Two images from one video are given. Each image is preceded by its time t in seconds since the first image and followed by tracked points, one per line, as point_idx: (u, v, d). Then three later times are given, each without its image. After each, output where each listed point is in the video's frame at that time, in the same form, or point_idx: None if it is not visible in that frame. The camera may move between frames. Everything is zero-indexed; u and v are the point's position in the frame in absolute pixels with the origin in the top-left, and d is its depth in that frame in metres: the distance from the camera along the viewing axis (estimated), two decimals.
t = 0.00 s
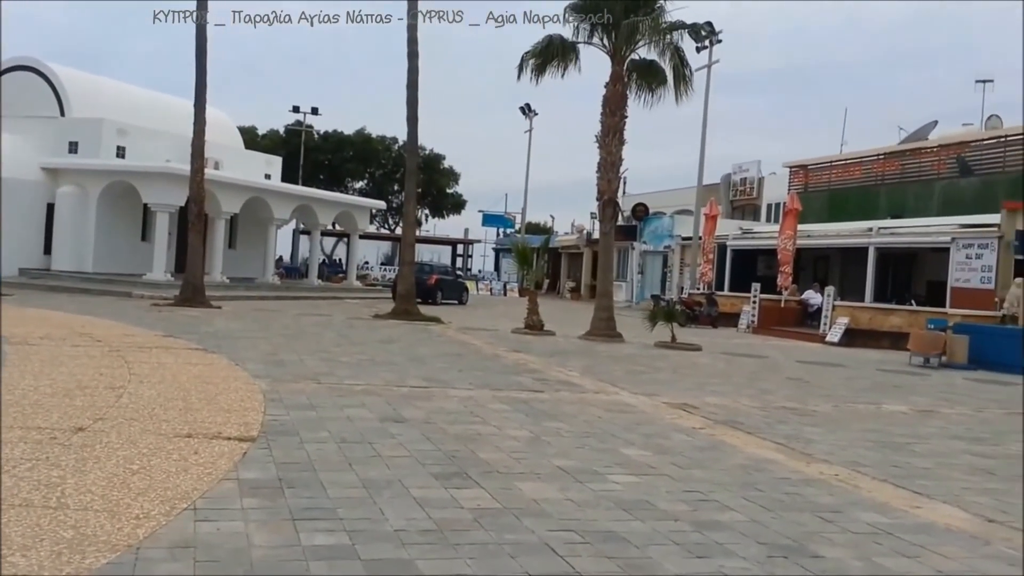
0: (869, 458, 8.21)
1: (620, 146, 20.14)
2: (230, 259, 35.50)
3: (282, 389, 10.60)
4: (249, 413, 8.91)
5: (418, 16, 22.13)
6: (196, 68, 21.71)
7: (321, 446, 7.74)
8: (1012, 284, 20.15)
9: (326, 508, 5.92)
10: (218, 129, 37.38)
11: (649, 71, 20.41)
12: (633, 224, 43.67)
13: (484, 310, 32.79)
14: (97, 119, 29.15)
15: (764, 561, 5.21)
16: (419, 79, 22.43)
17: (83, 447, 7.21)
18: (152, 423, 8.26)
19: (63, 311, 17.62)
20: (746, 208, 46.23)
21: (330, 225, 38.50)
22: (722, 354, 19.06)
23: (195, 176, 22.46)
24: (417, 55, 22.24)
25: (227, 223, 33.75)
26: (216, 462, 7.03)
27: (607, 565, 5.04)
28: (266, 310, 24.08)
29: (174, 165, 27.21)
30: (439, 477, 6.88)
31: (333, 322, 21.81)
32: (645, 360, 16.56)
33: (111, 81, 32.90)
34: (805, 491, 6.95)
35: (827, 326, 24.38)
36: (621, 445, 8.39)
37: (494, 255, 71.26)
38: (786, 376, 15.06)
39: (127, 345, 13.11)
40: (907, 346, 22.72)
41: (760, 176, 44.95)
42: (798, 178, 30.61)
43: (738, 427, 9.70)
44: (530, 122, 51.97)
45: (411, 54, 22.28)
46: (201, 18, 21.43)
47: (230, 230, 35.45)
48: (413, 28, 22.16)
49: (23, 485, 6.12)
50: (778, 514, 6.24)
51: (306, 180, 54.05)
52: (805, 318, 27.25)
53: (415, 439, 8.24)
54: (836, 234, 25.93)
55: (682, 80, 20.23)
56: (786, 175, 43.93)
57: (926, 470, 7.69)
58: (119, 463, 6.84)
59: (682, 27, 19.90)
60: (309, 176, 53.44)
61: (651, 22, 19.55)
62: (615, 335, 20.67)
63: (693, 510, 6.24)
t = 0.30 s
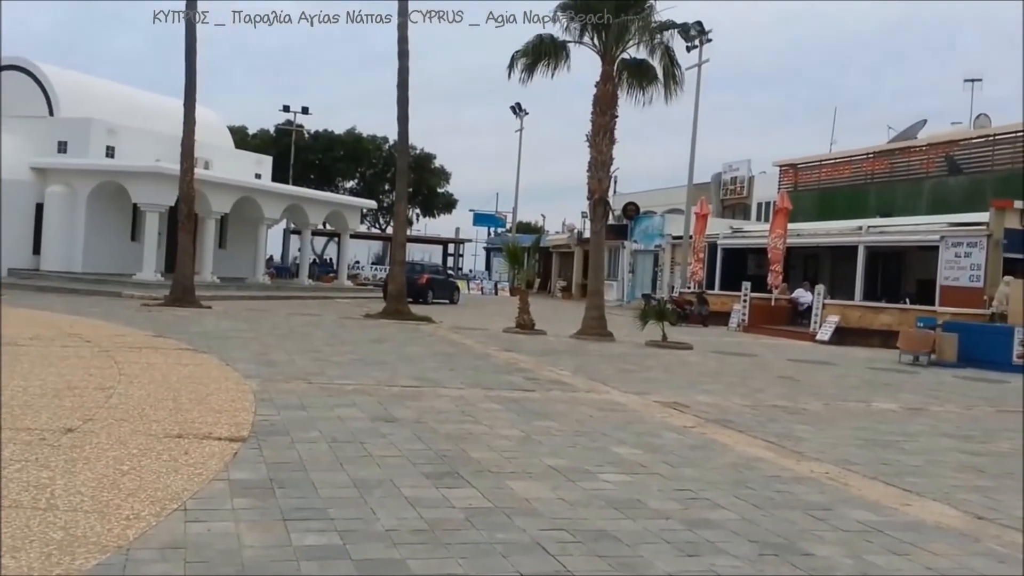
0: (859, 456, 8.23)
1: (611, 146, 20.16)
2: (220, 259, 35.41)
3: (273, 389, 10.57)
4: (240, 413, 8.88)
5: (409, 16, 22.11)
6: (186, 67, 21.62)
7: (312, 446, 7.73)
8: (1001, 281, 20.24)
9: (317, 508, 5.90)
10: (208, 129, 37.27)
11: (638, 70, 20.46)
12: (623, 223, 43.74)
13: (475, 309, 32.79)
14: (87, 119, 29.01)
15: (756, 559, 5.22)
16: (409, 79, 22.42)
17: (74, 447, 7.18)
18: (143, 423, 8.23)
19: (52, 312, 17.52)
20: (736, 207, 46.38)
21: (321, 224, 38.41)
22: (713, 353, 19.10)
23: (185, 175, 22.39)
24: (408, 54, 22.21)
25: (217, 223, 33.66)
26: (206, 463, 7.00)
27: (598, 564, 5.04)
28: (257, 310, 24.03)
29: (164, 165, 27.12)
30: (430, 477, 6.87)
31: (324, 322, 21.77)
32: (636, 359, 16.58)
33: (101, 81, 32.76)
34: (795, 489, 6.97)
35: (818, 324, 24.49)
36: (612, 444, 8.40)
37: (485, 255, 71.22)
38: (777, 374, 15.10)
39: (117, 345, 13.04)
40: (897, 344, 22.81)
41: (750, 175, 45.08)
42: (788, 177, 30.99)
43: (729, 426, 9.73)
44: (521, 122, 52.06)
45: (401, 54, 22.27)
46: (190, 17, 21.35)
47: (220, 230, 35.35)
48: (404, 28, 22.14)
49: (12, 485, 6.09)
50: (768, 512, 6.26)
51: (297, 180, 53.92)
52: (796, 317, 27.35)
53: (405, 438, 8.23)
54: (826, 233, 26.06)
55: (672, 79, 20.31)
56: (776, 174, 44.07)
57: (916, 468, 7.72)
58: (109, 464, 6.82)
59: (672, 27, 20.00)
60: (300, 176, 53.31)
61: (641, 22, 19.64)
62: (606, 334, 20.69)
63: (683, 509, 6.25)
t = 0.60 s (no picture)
0: (850, 454, 8.25)
1: (601, 145, 20.16)
2: (210, 259, 35.28)
3: (264, 390, 10.55)
4: (231, 414, 8.85)
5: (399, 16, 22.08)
6: (175, 67, 21.53)
7: (303, 446, 7.71)
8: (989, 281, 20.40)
9: (309, 509, 5.89)
10: (198, 130, 37.15)
11: (629, 70, 20.48)
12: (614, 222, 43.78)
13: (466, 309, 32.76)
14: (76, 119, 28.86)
15: (747, 557, 5.23)
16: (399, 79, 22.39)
17: (63, 450, 7.14)
18: (133, 425, 8.21)
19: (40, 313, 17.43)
20: (726, 206, 46.50)
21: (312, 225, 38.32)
22: (704, 352, 19.12)
23: (175, 176, 22.30)
24: (398, 54, 22.18)
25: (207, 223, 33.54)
26: (197, 464, 6.97)
27: (590, 563, 5.04)
28: (247, 311, 23.96)
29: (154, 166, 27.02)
30: (422, 477, 6.86)
31: (315, 322, 21.74)
32: (627, 358, 16.60)
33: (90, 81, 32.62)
34: (786, 487, 6.98)
35: (808, 323, 24.59)
36: (604, 444, 8.40)
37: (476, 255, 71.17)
38: (768, 373, 15.13)
39: (107, 346, 12.98)
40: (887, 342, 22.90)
41: (740, 174, 45.19)
42: (779, 177, 31.34)
43: (720, 425, 9.74)
44: (511, 121, 52.10)
45: (391, 54, 22.24)
46: (179, 17, 21.26)
47: (211, 230, 35.22)
48: (393, 28, 22.11)
49: (2, 488, 6.05)
50: (759, 510, 6.27)
51: (287, 180, 53.80)
52: (786, 316, 27.43)
53: (397, 439, 8.22)
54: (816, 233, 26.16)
55: (662, 79, 20.37)
56: (766, 173, 44.17)
57: (906, 465, 7.75)
58: (100, 466, 6.79)
59: (662, 27, 20.08)
60: (290, 176, 53.18)
61: (632, 22, 19.72)
62: (597, 333, 20.70)
63: (675, 508, 6.26)
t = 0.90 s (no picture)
0: (841, 452, 8.27)
1: (592, 145, 20.18)
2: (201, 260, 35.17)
3: (255, 391, 10.53)
4: (222, 416, 8.82)
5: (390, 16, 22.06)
6: (164, 67, 21.45)
7: (295, 447, 7.70)
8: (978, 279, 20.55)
9: (301, 510, 5.88)
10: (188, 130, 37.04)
11: (619, 70, 20.50)
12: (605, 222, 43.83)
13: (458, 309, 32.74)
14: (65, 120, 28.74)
15: (739, 555, 5.25)
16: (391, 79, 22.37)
17: (53, 452, 7.10)
18: (124, 426, 8.17)
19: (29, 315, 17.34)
20: (717, 205, 46.61)
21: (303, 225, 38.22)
22: (696, 351, 19.15)
23: (165, 176, 22.22)
24: (389, 54, 22.15)
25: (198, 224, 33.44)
26: (188, 466, 6.95)
27: (583, 562, 5.05)
28: (238, 312, 23.89)
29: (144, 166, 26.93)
30: (414, 477, 6.86)
31: (306, 323, 21.69)
32: (619, 358, 16.62)
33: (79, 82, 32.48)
34: (778, 485, 7.00)
35: (799, 321, 24.67)
36: (596, 443, 8.41)
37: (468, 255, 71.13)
38: (759, 372, 15.17)
39: (97, 348, 12.92)
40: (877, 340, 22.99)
41: (731, 174, 45.31)
42: (769, 175, 31.42)
43: (712, 423, 9.75)
44: (502, 121, 52.13)
45: (382, 54, 22.20)
46: (169, 17, 21.19)
47: (201, 231, 35.11)
48: (384, 28, 22.08)
49: None
50: (751, 508, 6.29)
51: (278, 180, 53.70)
52: (777, 314, 27.51)
53: (389, 439, 8.21)
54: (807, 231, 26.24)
55: (652, 79, 20.41)
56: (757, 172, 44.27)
57: (897, 463, 7.78)
58: (90, 468, 6.75)
59: (652, 26, 20.12)
60: (281, 177, 53.07)
61: (622, 22, 19.74)
62: (589, 332, 20.71)
63: (667, 506, 6.27)
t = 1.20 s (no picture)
0: (832, 450, 8.30)
1: (583, 145, 20.19)
2: (191, 261, 35.04)
3: (246, 392, 10.49)
4: (213, 417, 8.80)
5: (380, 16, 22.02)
6: (154, 67, 21.37)
7: (287, 449, 7.67)
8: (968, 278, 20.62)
9: (292, 511, 5.86)
10: (177, 131, 36.92)
11: (610, 70, 20.49)
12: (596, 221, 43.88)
13: (449, 309, 32.71)
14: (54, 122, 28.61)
15: (731, 554, 5.25)
16: (381, 79, 22.33)
17: (43, 454, 7.07)
18: (114, 428, 8.14)
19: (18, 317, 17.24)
20: (708, 204, 46.72)
21: (293, 226, 38.12)
22: (687, 350, 19.18)
23: (155, 177, 22.13)
24: (379, 54, 22.12)
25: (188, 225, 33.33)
26: (179, 467, 6.93)
27: (575, 562, 5.04)
28: (229, 313, 23.83)
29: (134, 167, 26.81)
30: (406, 478, 6.85)
31: (297, 323, 21.63)
32: (610, 357, 16.64)
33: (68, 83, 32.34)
34: (768, 484, 7.02)
35: (790, 320, 24.74)
36: (588, 443, 8.42)
37: (459, 255, 71.07)
38: (750, 370, 15.21)
39: (87, 350, 12.85)
40: (868, 338, 23.05)
41: (721, 173, 45.42)
42: (760, 174, 31.48)
43: (703, 422, 9.76)
44: (493, 121, 52.21)
45: (372, 54, 22.17)
46: (159, 16, 21.11)
47: (191, 232, 34.98)
48: (375, 28, 22.05)
49: None
50: (742, 507, 6.30)
51: (269, 181, 53.59)
52: (768, 313, 27.58)
53: (381, 439, 8.20)
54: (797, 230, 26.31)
55: (642, 78, 20.44)
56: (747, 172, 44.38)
57: (887, 461, 7.81)
58: (80, 470, 6.73)
59: (642, 26, 20.14)
60: (271, 178, 52.93)
61: (612, 22, 19.75)
62: (580, 332, 20.72)
63: (659, 506, 6.27)
